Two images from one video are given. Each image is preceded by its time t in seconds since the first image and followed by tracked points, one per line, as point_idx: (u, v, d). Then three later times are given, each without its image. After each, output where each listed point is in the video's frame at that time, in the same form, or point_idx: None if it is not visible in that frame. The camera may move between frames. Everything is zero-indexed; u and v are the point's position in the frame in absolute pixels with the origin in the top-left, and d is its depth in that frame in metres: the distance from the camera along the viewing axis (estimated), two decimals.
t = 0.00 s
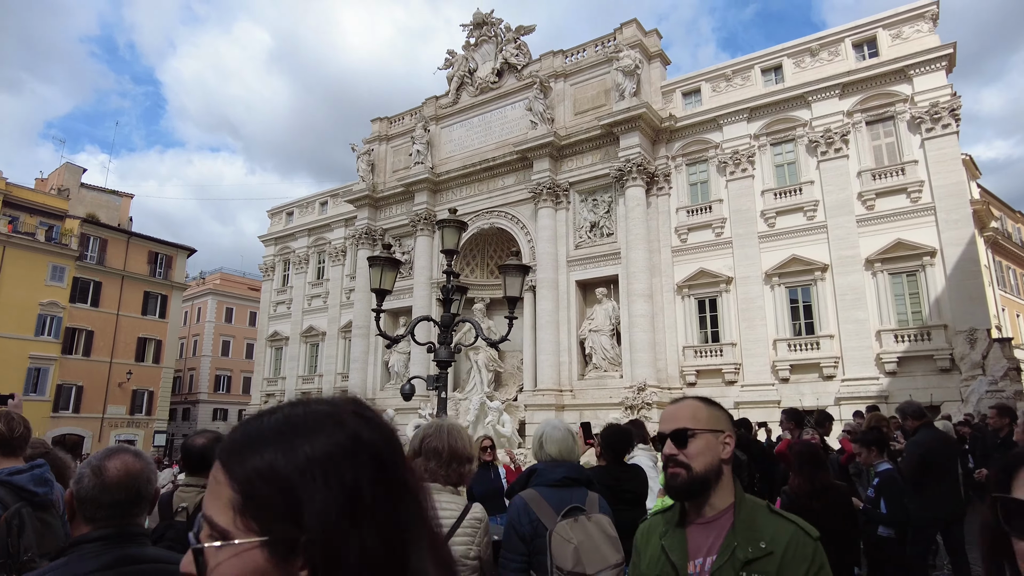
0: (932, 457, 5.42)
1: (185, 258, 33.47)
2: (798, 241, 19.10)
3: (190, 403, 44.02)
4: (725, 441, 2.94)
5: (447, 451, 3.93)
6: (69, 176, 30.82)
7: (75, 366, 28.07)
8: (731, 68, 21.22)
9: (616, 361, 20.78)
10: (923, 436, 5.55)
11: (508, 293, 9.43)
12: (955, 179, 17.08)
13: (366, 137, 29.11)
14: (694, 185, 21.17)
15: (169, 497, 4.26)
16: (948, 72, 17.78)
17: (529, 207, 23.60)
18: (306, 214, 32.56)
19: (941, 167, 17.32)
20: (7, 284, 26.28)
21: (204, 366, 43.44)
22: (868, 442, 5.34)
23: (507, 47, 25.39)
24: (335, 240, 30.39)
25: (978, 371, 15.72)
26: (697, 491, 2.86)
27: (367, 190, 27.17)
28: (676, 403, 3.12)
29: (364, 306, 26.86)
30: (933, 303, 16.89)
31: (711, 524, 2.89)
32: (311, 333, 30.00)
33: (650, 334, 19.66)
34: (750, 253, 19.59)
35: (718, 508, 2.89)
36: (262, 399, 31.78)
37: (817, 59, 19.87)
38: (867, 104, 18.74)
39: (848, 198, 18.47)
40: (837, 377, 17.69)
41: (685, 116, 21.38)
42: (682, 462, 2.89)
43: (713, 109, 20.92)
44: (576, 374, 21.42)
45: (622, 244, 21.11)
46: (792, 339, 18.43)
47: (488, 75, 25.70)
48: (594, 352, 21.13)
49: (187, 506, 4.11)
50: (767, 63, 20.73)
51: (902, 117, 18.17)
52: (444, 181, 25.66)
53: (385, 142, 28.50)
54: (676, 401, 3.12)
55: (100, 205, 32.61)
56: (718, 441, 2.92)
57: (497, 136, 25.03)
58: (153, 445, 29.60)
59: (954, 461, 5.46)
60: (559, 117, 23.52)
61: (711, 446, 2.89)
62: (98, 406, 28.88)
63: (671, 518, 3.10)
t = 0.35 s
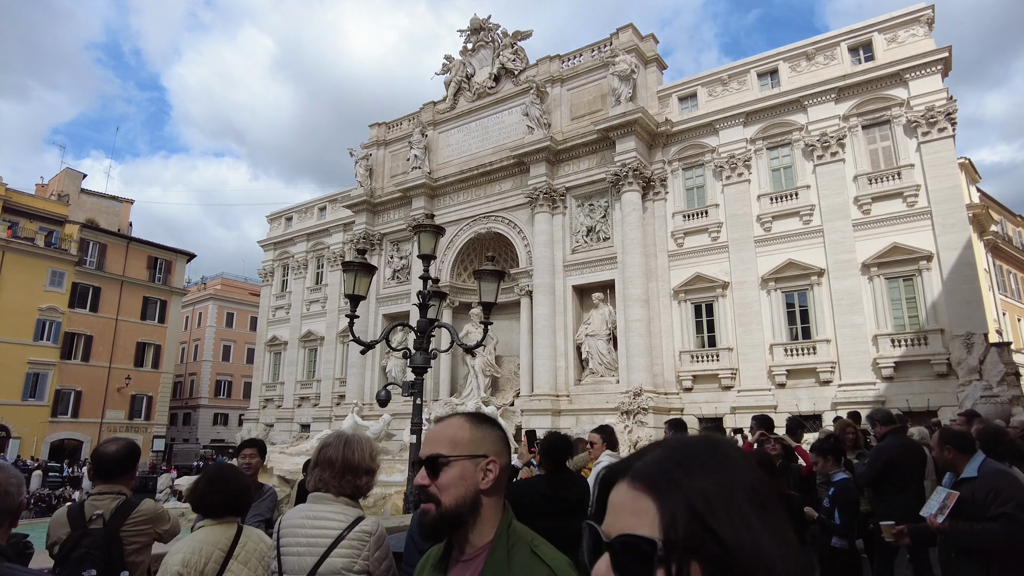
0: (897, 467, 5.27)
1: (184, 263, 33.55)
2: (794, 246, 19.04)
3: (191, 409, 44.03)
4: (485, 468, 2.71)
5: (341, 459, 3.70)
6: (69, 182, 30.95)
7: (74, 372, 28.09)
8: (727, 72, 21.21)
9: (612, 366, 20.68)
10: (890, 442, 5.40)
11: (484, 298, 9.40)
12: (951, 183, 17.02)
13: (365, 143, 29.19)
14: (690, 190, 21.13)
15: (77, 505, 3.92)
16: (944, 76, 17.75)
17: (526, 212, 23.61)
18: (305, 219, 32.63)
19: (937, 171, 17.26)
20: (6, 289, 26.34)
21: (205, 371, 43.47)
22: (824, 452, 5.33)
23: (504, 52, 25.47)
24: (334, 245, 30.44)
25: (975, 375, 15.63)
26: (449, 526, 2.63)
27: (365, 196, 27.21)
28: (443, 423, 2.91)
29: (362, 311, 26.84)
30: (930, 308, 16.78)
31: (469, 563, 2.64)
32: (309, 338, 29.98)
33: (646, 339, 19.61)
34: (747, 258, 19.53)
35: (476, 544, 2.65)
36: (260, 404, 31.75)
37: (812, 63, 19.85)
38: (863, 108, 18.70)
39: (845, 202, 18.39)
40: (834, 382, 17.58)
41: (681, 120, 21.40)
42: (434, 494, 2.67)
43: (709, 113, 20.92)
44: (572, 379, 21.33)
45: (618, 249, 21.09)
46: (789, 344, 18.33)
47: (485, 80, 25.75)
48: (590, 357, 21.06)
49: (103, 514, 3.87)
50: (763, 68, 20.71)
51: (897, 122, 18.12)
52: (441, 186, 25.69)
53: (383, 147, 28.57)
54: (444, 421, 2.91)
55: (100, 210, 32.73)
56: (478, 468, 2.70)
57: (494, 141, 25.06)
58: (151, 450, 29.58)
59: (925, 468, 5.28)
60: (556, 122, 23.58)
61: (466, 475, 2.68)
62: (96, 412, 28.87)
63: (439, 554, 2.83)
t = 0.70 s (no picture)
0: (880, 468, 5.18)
1: (184, 262, 33.53)
2: (793, 244, 18.90)
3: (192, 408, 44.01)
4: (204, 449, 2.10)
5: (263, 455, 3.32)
6: (69, 181, 30.93)
7: (73, 371, 28.07)
8: (726, 70, 21.08)
9: (610, 366, 20.56)
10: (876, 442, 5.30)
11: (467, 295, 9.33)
12: (951, 181, 16.88)
13: (364, 142, 29.12)
14: (689, 188, 21.00)
15: None
16: (944, 73, 17.60)
17: (524, 210, 23.51)
18: (304, 219, 32.59)
19: (938, 169, 17.10)
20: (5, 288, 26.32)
21: (205, 371, 43.47)
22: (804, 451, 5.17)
23: (502, 50, 25.39)
24: (333, 244, 30.37)
25: (976, 375, 15.49)
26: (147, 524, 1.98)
27: (364, 195, 27.11)
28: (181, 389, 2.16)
29: (360, 310, 26.76)
30: (930, 307, 16.63)
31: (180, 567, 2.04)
32: (308, 337, 29.94)
33: (644, 338, 19.50)
34: (745, 256, 19.39)
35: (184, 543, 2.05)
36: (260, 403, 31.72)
37: (812, 61, 19.71)
38: (863, 105, 18.55)
39: (844, 200, 18.25)
40: (833, 381, 17.43)
41: (680, 118, 21.28)
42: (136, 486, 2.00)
43: (708, 111, 20.79)
44: (571, 379, 21.24)
45: (616, 247, 20.98)
46: (788, 342, 18.20)
47: (484, 79, 25.66)
48: (589, 356, 20.96)
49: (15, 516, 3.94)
50: (762, 65, 20.58)
51: (897, 119, 17.98)
52: (440, 185, 25.61)
53: (382, 146, 28.49)
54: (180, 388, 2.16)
55: (100, 209, 32.71)
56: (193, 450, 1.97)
57: (492, 139, 24.97)
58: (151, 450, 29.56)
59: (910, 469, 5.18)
60: (554, 120, 23.48)
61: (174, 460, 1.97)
62: (96, 411, 28.84)
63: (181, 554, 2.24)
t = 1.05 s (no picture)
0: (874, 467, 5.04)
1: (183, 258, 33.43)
2: (793, 242, 18.72)
3: (191, 404, 43.96)
4: None
5: (181, 453, 3.14)
6: (67, 177, 30.81)
7: (71, 367, 28.00)
8: (726, 65, 20.86)
9: (609, 363, 20.43)
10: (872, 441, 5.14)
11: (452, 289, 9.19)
12: (953, 177, 16.69)
13: (363, 137, 28.95)
14: (689, 185, 20.83)
15: None
16: (947, 69, 17.39)
17: (523, 207, 23.35)
18: (303, 215, 32.47)
19: (940, 165, 16.90)
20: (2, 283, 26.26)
21: (205, 367, 43.43)
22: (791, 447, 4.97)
23: (502, 45, 25.20)
24: (332, 240, 30.24)
25: (977, 374, 15.32)
26: None
27: (362, 191, 26.97)
28: None
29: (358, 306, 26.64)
30: (932, 305, 16.44)
31: None
32: (307, 334, 29.82)
33: (643, 335, 19.35)
34: (745, 253, 19.21)
35: None
36: (258, 399, 31.65)
37: (813, 56, 19.50)
38: (865, 101, 18.36)
39: (845, 197, 18.07)
40: (833, 380, 17.27)
41: (680, 114, 21.07)
42: None
43: (708, 107, 20.60)
44: (569, 376, 21.10)
45: (615, 244, 20.82)
46: (787, 340, 18.03)
47: (483, 74, 25.47)
48: (587, 353, 20.82)
49: None
50: (763, 61, 20.38)
51: (899, 115, 17.77)
52: (439, 181, 25.45)
53: (381, 142, 28.32)
54: None
55: (98, 205, 32.62)
56: None
57: (491, 135, 24.80)
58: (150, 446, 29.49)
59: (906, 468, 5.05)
60: (554, 116, 23.28)
61: None
62: (94, 407, 28.79)
63: None
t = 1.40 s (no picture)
0: (859, 468, 4.91)
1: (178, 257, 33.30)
2: (790, 240, 18.57)
3: (188, 404, 43.81)
4: None
5: (55, 452, 2.82)
6: (62, 175, 30.67)
7: (65, 366, 27.84)
8: (723, 62, 20.71)
9: (604, 362, 20.31)
10: (855, 443, 5.00)
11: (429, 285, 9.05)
12: (951, 175, 16.54)
13: (358, 136, 28.82)
14: (684, 183, 20.69)
15: None
16: (944, 65, 17.26)
17: (518, 205, 23.22)
18: (299, 214, 32.34)
19: (938, 161, 16.76)
20: None
21: (202, 366, 43.32)
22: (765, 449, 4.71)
23: (498, 43, 25.08)
24: (327, 238, 30.10)
25: (974, 372, 15.19)
26: None
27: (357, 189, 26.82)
28: None
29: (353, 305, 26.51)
30: (929, 304, 16.30)
31: None
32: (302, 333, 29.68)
33: (638, 334, 19.22)
34: (741, 252, 19.08)
35: None
36: (254, 399, 31.51)
37: (810, 53, 19.35)
38: (862, 98, 18.22)
39: (842, 195, 17.94)
40: (830, 379, 17.13)
41: (676, 112, 20.93)
42: None
43: (704, 105, 20.47)
44: (564, 376, 20.96)
45: (611, 243, 20.69)
46: (783, 339, 17.89)
47: (478, 72, 25.33)
48: (582, 353, 20.69)
49: None
50: (760, 58, 20.24)
51: (896, 112, 17.64)
52: (434, 180, 25.31)
53: (376, 140, 28.18)
54: None
55: (94, 204, 32.49)
56: None
57: (487, 133, 24.66)
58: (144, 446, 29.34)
59: (890, 469, 4.93)
60: (549, 114, 23.13)
61: None
62: (88, 406, 28.63)
63: None
